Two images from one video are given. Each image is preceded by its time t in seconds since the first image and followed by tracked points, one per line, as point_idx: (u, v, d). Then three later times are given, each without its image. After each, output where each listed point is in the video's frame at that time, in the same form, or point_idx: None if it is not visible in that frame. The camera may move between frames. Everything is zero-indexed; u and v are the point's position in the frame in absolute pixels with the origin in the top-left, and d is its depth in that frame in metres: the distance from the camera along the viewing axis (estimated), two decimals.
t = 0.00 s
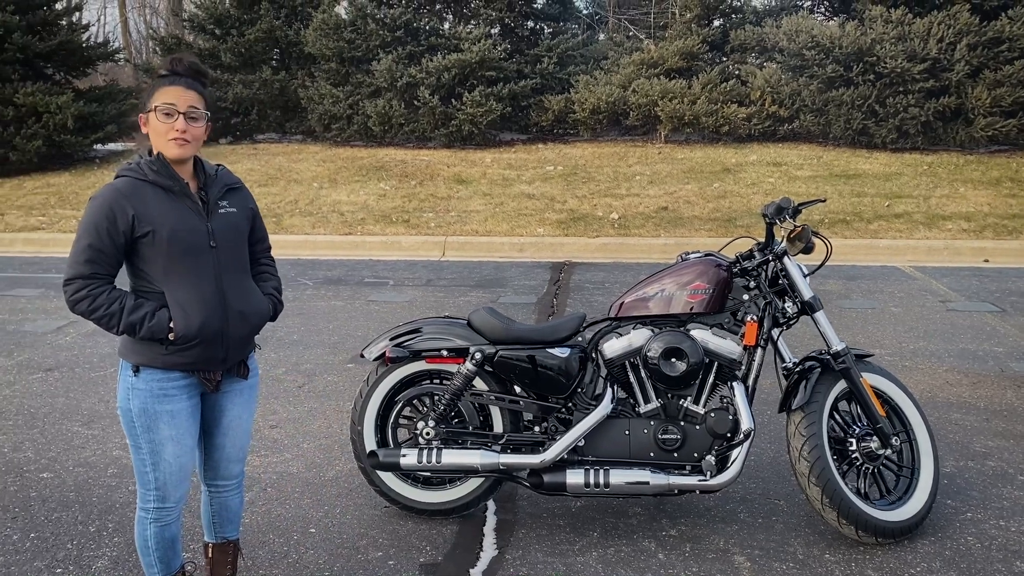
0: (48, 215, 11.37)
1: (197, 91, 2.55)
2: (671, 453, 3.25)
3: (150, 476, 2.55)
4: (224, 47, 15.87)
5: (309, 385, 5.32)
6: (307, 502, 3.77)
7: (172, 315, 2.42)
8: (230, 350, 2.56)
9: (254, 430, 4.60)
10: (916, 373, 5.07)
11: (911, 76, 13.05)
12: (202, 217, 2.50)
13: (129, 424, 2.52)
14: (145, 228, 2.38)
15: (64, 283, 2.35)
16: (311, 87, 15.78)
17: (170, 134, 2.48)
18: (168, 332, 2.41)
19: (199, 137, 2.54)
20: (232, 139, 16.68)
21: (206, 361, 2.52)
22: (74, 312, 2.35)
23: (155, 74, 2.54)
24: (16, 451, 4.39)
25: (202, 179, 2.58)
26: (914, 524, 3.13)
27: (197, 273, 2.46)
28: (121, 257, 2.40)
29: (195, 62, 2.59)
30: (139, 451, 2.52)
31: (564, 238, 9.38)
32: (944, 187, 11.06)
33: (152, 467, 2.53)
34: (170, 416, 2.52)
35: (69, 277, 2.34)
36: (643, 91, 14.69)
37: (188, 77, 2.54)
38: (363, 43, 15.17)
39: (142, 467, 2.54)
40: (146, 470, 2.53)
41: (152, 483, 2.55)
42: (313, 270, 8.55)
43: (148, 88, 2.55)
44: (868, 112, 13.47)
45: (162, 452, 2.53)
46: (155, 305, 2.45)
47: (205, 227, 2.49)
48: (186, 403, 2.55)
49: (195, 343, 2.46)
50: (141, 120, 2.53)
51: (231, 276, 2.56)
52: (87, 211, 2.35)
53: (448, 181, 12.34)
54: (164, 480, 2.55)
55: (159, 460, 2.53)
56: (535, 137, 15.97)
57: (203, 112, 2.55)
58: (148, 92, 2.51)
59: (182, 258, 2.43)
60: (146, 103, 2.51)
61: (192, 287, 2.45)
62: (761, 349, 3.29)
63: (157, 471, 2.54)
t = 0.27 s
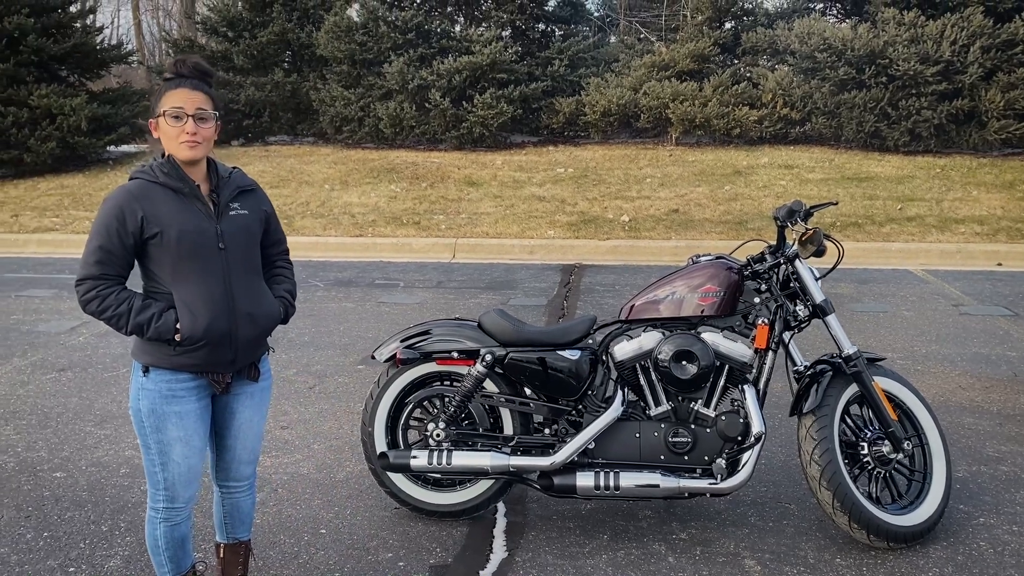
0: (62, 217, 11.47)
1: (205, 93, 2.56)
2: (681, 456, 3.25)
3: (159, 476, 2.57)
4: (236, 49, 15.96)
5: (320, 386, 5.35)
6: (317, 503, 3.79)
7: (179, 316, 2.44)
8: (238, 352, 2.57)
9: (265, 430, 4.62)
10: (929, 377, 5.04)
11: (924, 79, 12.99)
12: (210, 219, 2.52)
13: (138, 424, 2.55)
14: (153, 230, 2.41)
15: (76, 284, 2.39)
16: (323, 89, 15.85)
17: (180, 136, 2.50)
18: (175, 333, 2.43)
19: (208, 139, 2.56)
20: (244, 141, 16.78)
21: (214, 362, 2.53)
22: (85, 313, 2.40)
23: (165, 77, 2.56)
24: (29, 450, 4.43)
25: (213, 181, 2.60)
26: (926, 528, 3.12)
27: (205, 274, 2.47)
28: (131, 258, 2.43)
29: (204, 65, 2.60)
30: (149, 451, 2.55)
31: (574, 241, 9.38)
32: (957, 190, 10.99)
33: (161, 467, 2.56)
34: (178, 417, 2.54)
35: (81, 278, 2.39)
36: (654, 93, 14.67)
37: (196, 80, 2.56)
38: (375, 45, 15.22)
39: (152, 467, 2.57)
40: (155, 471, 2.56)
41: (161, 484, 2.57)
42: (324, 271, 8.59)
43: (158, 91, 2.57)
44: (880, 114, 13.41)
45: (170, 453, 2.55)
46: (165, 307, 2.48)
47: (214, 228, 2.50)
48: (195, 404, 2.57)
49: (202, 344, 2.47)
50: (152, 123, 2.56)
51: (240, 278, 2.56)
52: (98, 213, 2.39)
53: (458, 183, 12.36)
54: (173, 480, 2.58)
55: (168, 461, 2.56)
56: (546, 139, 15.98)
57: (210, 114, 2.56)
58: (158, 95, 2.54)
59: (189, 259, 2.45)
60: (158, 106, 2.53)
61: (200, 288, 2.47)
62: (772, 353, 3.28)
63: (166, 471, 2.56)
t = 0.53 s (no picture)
0: (71, 217, 11.54)
1: (213, 95, 2.58)
2: (688, 458, 3.25)
3: (166, 477, 2.59)
4: (245, 51, 16.03)
5: (327, 387, 5.36)
6: (324, 503, 3.81)
7: (187, 317, 2.45)
8: (246, 353, 2.58)
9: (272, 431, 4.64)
10: (937, 380, 5.02)
11: (933, 81, 12.94)
12: (219, 220, 2.53)
13: (146, 425, 2.56)
14: (161, 231, 2.43)
15: (86, 285, 2.41)
16: (331, 91, 15.89)
17: (189, 138, 2.51)
18: (183, 334, 2.44)
19: (217, 140, 2.58)
20: (252, 142, 16.84)
21: (222, 363, 2.54)
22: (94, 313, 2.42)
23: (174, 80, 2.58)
24: (38, 450, 4.46)
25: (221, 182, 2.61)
26: (934, 532, 3.11)
27: (213, 275, 2.49)
28: (140, 259, 2.44)
29: (211, 65, 2.60)
30: (156, 452, 2.57)
31: (581, 243, 9.38)
32: (965, 193, 10.94)
33: (168, 468, 2.58)
34: (186, 418, 2.55)
35: (90, 279, 2.40)
36: (662, 95, 14.66)
37: (205, 82, 2.57)
38: (383, 47, 15.26)
39: (159, 467, 2.58)
40: (163, 471, 2.58)
41: (169, 484, 2.59)
42: (332, 273, 8.62)
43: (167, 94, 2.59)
44: (889, 117, 13.37)
45: (178, 454, 2.57)
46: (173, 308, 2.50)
47: (223, 230, 2.52)
48: (203, 406, 2.59)
49: (210, 345, 2.49)
50: (161, 125, 2.57)
51: (248, 280, 2.57)
52: (107, 214, 2.41)
53: (465, 185, 12.37)
54: (180, 481, 2.59)
55: (175, 462, 2.57)
56: (553, 141, 15.98)
57: (218, 115, 2.58)
58: (167, 98, 2.56)
59: (198, 261, 2.46)
60: (168, 108, 2.55)
61: (208, 289, 2.48)
62: (779, 356, 3.27)
63: (173, 472, 2.58)
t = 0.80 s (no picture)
0: (77, 218, 11.59)
1: (220, 97, 2.60)
2: (692, 459, 3.26)
3: (172, 476, 2.60)
4: (250, 52, 16.08)
5: (332, 387, 5.39)
6: (329, 503, 3.82)
7: (194, 317, 2.47)
8: (253, 354, 2.59)
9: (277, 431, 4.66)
10: (942, 382, 5.01)
11: (938, 83, 12.91)
12: (226, 221, 2.55)
13: (153, 425, 2.58)
14: (169, 232, 2.44)
15: (93, 285, 2.43)
16: (336, 92, 15.93)
17: (198, 139, 2.53)
18: (189, 334, 2.46)
19: (226, 142, 2.59)
20: (258, 143, 16.89)
21: (228, 364, 2.56)
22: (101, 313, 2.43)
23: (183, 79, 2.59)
24: (44, 449, 4.49)
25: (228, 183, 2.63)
26: (938, 534, 3.10)
27: (220, 276, 2.50)
28: (147, 259, 2.46)
29: (219, 65, 2.61)
30: (162, 451, 2.58)
31: (585, 244, 9.39)
32: (971, 195, 10.91)
33: (174, 467, 2.59)
34: (192, 418, 2.57)
35: (97, 278, 2.42)
36: (667, 96, 14.65)
37: (212, 83, 2.59)
38: (388, 48, 15.30)
39: (165, 466, 2.60)
40: (169, 471, 2.59)
41: (175, 484, 2.61)
42: (337, 274, 8.64)
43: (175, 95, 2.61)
44: (894, 118, 13.34)
45: (184, 454, 2.58)
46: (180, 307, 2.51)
47: (230, 230, 2.53)
48: (208, 406, 2.60)
49: (217, 345, 2.50)
50: (169, 125, 2.59)
51: (255, 280, 2.58)
52: (115, 214, 2.42)
53: (470, 186, 12.39)
54: (186, 480, 2.61)
55: (182, 462, 2.59)
56: (558, 142, 15.99)
57: (226, 117, 2.60)
58: (177, 99, 2.57)
59: (205, 261, 2.48)
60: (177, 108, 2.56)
61: (214, 289, 2.49)
62: (784, 357, 3.28)
63: (179, 471, 2.59)
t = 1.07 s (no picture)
0: (81, 218, 11.62)
1: (224, 98, 2.61)
2: (696, 460, 3.26)
3: (176, 477, 2.61)
4: (254, 52, 16.11)
5: (336, 387, 5.40)
6: (332, 504, 3.83)
7: (197, 318, 2.48)
8: (256, 355, 2.60)
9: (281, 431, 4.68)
10: (945, 383, 5.01)
11: (941, 84, 12.91)
12: (229, 223, 2.56)
13: (156, 425, 2.59)
14: (172, 233, 2.45)
15: (97, 286, 2.43)
16: (339, 93, 15.95)
17: (201, 141, 2.54)
18: (192, 335, 2.47)
19: (229, 144, 2.61)
20: (261, 144, 16.91)
21: (231, 365, 2.57)
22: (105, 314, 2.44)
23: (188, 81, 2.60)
24: (49, 449, 4.50)
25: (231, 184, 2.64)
26: (942, 535, 3.11)
27: (224, 277, 2.51)
28: (151, 260, 2.47)
29: (223, 67, 2.62)
30: (166, 452, 2.59)
31: (588, 245, 9.40)
32: (974, 196, 10.91)
33: (178, 468, 2.60)
34: (196, 419, 2.58)
35: (101, 279, 2.43)
36: (670, 97, 14.65)
37: (216, 85, 2.60)
38: (391, 49, 15.33)
39: (169, 467, 2.61)
40: (173, 472, 2.60)
41: (179, 485, 2.61)
42: (340, 274, 8.66)
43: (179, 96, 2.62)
44: (897, 119, 13.33)
45: (188, 455, 2.59)
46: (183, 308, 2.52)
47: (233, 232, 2.54)
48: (212, 407, 2.61)
49: (220, 346, 2.51)
50: (173, 126, 2.59)
51: (258, 281, 2.59)
52: (119, 215, 2.43)
53: (473, 187, 12.40)
54: (190, 481, 2.62)
55: (185, 462, 2.60)
56: (560, 143, 16.01)
57: (230, 118, 2.61)
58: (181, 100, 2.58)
59: (209, 263, 2.49)
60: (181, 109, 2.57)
61: (218, 291, 2.50)
62: (788, 358, 3.29)
63: (183, 472, 2.60)
